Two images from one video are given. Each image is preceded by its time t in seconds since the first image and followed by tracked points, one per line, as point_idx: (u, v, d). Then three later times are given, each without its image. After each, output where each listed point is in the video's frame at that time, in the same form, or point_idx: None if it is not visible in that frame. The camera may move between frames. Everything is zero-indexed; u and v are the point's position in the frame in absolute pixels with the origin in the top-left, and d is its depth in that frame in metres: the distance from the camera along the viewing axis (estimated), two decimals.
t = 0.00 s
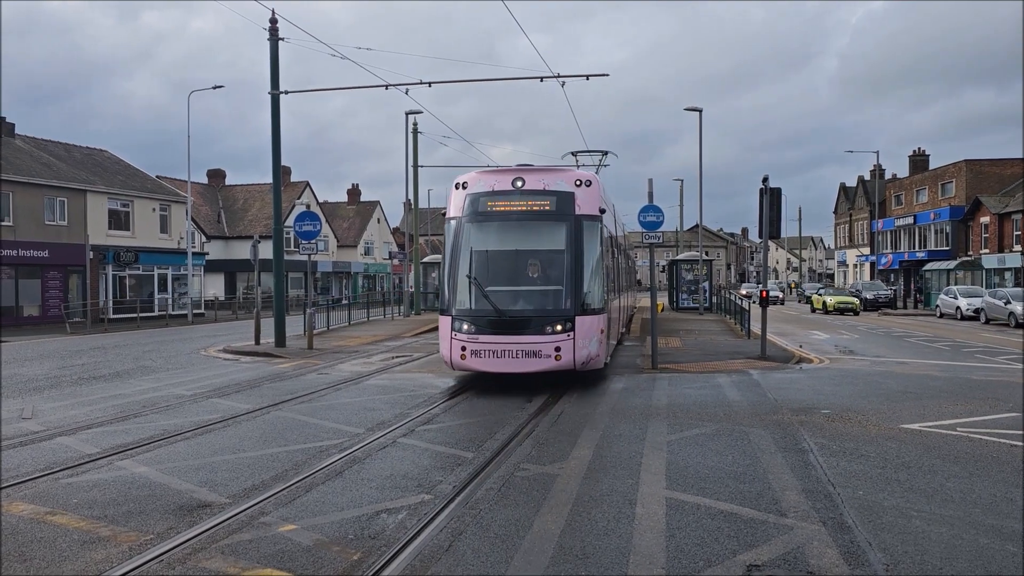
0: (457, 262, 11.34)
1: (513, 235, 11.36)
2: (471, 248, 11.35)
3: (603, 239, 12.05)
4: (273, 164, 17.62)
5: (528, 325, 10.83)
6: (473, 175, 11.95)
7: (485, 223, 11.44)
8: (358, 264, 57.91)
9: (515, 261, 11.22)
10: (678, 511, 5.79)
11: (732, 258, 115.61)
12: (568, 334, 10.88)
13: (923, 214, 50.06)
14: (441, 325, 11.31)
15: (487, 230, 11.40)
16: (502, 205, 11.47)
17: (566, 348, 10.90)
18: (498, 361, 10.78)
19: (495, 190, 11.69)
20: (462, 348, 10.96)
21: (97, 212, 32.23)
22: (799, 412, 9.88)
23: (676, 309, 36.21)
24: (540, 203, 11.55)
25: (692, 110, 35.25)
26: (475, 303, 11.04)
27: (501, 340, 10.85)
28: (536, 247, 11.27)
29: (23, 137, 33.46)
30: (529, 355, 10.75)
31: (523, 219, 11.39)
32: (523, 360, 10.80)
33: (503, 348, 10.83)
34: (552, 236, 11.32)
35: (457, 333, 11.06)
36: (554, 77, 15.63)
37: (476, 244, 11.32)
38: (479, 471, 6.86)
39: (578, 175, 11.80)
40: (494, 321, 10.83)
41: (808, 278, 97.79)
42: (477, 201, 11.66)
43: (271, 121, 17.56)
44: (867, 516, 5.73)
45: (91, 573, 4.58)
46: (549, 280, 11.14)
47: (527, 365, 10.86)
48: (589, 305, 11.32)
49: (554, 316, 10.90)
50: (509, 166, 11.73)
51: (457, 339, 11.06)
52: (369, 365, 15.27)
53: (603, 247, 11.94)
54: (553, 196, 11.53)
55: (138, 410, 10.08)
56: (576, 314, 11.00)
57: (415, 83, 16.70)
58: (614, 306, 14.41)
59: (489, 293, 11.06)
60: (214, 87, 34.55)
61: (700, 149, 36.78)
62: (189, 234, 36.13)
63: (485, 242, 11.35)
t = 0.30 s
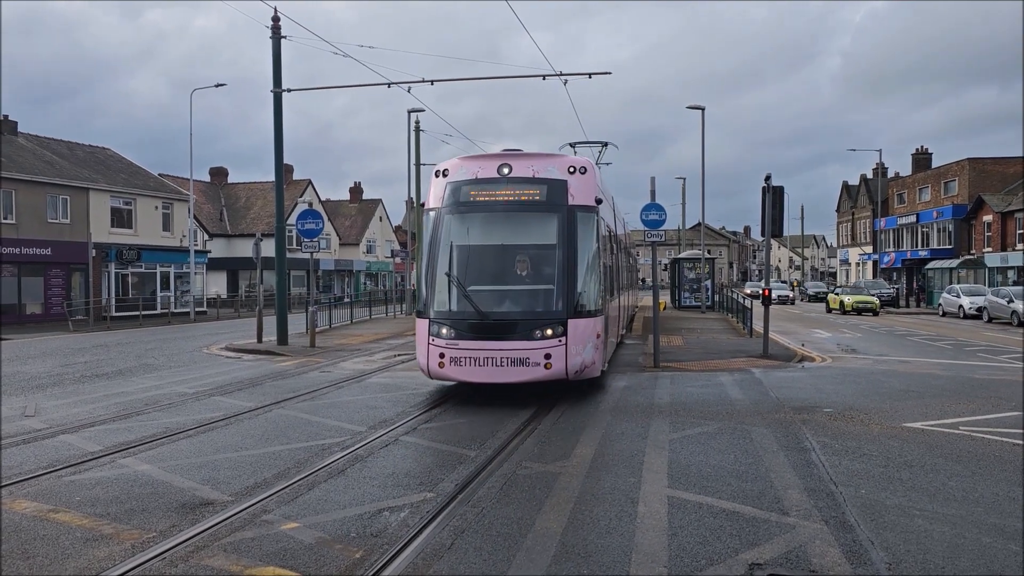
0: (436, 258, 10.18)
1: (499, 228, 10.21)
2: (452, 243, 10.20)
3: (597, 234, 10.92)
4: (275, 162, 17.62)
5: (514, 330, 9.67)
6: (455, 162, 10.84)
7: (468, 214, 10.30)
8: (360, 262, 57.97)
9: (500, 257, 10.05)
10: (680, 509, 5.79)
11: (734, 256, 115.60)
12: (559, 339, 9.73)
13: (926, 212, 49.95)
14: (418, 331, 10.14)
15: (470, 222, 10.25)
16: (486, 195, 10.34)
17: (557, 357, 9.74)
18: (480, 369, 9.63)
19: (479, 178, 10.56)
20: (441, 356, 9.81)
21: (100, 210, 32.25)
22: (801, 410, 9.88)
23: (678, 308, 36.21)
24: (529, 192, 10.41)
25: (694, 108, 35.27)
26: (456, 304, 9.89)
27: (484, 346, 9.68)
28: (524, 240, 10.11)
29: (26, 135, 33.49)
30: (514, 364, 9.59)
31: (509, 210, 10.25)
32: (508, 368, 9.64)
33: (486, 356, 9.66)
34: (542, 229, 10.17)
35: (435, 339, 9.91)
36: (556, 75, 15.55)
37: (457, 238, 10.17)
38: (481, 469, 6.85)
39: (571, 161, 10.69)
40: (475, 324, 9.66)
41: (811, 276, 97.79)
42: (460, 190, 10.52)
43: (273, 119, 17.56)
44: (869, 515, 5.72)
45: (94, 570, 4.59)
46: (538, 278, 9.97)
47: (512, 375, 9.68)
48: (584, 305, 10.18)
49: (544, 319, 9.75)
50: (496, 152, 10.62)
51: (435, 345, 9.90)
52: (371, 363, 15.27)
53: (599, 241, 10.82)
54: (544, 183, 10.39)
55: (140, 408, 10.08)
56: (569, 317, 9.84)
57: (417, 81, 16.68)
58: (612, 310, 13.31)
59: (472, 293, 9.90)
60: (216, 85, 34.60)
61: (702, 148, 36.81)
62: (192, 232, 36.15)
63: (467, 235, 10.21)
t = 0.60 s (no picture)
0: (407, 252, 8.95)
1: (478, 218, 8.99)
2: (425, 235, 8.98)
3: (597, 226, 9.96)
4: (277, 159, 17.62)
5: (494, 335, 8.39)
6: (431, 144, 9.68)
7: (444, 201, 9.10)
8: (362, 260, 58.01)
9: (480, 251, 8.80)
10: (682, 506, 5.79)
11: (737, 254, 115.57)
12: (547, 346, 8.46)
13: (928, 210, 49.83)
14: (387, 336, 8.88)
15: (446, 212, 9.06)
16: (465, 180, 9.15)
17: (545, 367, 8.46)
18: (455, 381, 8.36)
19: (458, 162, 9.39)
20: (412, 365, 8.56)
21: (102, 207, 32.26)
22: (803, 408, 9.87)
23: (680, 305, 36.19)
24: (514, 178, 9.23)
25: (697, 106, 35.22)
26: (429, 305, 8.64)
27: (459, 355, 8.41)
28: (507, 233, 8.88)
29: (28, 132, 33.50)
30: (495, 375, 8.32)
31: (489, 198, 9.06)
32: (488, 380, 8.37)
33: (462, 366, 8.39)
34: (528, 219, 8.95)
35: (404, 345, 8.64)
36: (559, 73, 15.58)
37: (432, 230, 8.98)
38: (482, 467, 6.83)
39: (562, 144, 9.50)
40: (451, 329, 8.42)
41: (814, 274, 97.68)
42: (436, 176, 9.33)
43: (275, 117, 17.55)
44: (872, 512, 5.72)
45: (98, 566, 4.60)
46: (524, 276, 8.71)
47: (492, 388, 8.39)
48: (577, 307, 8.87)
49: (529, 323, 8.48)
50: (476, 133, 9.46)
51: (405, 353, 8.65)
52: (373, 361, 15.28)
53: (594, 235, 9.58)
54: (530, 168, 9.21)
55: (143, 406, 10.09)
56: (559, 321, 8.56)
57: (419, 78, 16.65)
58: (608, 314, 12.02)
59: (447, 292, 8.65)
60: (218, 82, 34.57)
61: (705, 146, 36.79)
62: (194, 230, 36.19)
63: (443, 226, 8.98)
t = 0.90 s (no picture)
0: (365, 246, 7.47)
1: (448, 205, 7.48)
2: (386, 226, 7.49)
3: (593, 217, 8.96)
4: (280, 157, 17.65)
5: (464, 345, 6.93)
6: (396, 119, 8.13)
7: (408, 186, 7.60)
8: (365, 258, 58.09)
9: (450, 245, 7.32)
10: (685, 504, 5.79)
11: (739, 252, 115.56)
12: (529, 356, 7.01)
13: (931, 207, 49.67)
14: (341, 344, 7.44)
15: (412, 198, 7.56)
16: (434, 161, 7.66)
17: (525, 382, 7.01)
18: (417, 399, 6.92)
19: (426, 140, 7.86)
20: (368, 379, 7.13)
21: (105, 205, 32.29)
22: (806, 406, 9.87)
23: (682, 303, 36.22)
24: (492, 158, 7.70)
25: (699, 104, 35.27)
26: (390, 308, 7.17)
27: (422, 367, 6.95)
28: (484, 222, 7.40)
29: (30, 130, 33.54)
30: (465, 393, 6.87)
31: (462, 182, 7.54)
32: (456, 399, 6.90)
33: (425, 381, 6.92)
34: (508, 207, 7.45)
35: (360, 357, 7.21)
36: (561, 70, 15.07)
37: (394, 219, 7.49)
38: (484, 465, 6.80)
39: (549, 118, 7.97)
40: (413, 338, 6.97)
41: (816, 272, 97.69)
42: (400, 155, 7.82)
43: (277, 115, 17.56)
44: (875, 510, 5.71)
45: (101, 564, 4.60)
46: (502, 276, 7.23)
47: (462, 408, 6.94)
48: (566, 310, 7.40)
49: (509, 329, 7.02)
50: (448, 106, 7.92)
51: (360, 365, 7.22)
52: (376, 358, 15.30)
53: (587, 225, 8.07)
54: (510, 147, 7.69)
55: (146, 403, 10.12)
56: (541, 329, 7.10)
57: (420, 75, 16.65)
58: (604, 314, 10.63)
59: (410, 294, 7.18)
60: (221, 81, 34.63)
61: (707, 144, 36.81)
62: (196, 228, 36.24)
63: (407, 215, 7.49)
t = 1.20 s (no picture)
0: (301, 238, 6.07)
1: (402, 188, 6.04)
2: (327, 214, 6.08)
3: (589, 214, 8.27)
4: (282, 155, 17.64)
5: (416, 359, 5.48)
6: (343, 89, 6.72)
7: (354, 165, 6.17)
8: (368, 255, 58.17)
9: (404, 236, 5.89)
10: (688, 502, 5.78)
11: (742, 249, 115.48)
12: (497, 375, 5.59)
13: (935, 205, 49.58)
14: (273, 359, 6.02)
15: (359, 180, 6.12)
16: (386, 136, 6.22)
17: (492, 406, 5.56)
18: (357, 427, 5.48)
19: (377, 110, 6.42)
20: (301, 402, 5.71)
21: (107, 202, 32.25)
22: (809, 404, 9.85)
23: (685, 301, 36.21)
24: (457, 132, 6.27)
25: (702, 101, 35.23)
26: (329, 315, 5.75)
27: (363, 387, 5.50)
28: (445, 208, 5.97)
29: (33, 128, 33.56)
30: (417, 420, 5.42)
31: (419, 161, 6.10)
32: (404, 428, 5.44)
33: (367, 405, 5.48)
34: (475, 190, 6.02)
35: (291, 374, 5.80)
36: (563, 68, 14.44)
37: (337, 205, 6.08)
38: (487, 463, 6.77)
39: (525, 85, 6.55)
40: (354, 351, 5.53)
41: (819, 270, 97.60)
42: (346, 130, 6.39)
43: (280, 113, 17.56)
44: (877, 508, 5.70)
45: (103, 562, 4.61)
46: (466, 275, 5.80)
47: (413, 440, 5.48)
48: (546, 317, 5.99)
49: (473, 340, 5.59)
50: (404, 72, 6.49)
51: (293, 384, 5.79)
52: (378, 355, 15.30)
53: (573, 215, 6.66)
54: (477, 119, 6.27)
55: (149, 401, 10.13)
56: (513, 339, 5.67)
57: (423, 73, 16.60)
58: (601, 322, 9.44)
59: (352, 298, 5.76)
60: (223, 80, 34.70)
61: (709, 141, 36.78)
62: (198, 226, 36.26)
63: (353, 199, 6.06)
